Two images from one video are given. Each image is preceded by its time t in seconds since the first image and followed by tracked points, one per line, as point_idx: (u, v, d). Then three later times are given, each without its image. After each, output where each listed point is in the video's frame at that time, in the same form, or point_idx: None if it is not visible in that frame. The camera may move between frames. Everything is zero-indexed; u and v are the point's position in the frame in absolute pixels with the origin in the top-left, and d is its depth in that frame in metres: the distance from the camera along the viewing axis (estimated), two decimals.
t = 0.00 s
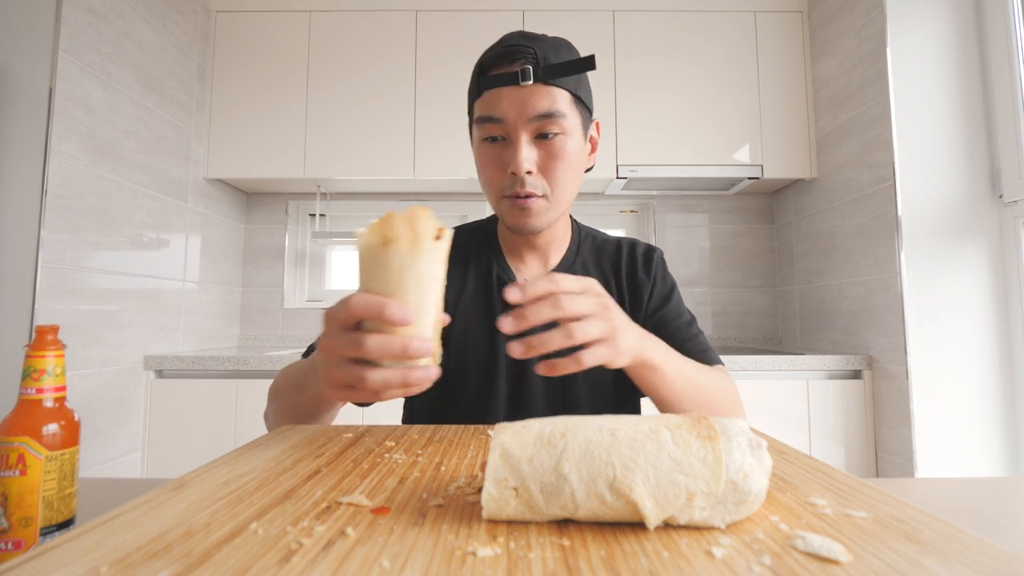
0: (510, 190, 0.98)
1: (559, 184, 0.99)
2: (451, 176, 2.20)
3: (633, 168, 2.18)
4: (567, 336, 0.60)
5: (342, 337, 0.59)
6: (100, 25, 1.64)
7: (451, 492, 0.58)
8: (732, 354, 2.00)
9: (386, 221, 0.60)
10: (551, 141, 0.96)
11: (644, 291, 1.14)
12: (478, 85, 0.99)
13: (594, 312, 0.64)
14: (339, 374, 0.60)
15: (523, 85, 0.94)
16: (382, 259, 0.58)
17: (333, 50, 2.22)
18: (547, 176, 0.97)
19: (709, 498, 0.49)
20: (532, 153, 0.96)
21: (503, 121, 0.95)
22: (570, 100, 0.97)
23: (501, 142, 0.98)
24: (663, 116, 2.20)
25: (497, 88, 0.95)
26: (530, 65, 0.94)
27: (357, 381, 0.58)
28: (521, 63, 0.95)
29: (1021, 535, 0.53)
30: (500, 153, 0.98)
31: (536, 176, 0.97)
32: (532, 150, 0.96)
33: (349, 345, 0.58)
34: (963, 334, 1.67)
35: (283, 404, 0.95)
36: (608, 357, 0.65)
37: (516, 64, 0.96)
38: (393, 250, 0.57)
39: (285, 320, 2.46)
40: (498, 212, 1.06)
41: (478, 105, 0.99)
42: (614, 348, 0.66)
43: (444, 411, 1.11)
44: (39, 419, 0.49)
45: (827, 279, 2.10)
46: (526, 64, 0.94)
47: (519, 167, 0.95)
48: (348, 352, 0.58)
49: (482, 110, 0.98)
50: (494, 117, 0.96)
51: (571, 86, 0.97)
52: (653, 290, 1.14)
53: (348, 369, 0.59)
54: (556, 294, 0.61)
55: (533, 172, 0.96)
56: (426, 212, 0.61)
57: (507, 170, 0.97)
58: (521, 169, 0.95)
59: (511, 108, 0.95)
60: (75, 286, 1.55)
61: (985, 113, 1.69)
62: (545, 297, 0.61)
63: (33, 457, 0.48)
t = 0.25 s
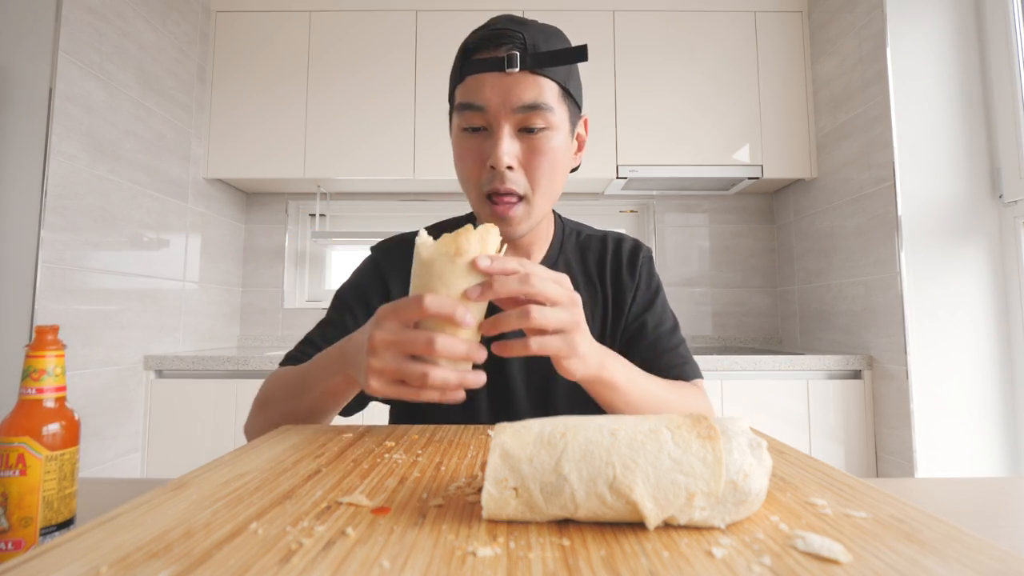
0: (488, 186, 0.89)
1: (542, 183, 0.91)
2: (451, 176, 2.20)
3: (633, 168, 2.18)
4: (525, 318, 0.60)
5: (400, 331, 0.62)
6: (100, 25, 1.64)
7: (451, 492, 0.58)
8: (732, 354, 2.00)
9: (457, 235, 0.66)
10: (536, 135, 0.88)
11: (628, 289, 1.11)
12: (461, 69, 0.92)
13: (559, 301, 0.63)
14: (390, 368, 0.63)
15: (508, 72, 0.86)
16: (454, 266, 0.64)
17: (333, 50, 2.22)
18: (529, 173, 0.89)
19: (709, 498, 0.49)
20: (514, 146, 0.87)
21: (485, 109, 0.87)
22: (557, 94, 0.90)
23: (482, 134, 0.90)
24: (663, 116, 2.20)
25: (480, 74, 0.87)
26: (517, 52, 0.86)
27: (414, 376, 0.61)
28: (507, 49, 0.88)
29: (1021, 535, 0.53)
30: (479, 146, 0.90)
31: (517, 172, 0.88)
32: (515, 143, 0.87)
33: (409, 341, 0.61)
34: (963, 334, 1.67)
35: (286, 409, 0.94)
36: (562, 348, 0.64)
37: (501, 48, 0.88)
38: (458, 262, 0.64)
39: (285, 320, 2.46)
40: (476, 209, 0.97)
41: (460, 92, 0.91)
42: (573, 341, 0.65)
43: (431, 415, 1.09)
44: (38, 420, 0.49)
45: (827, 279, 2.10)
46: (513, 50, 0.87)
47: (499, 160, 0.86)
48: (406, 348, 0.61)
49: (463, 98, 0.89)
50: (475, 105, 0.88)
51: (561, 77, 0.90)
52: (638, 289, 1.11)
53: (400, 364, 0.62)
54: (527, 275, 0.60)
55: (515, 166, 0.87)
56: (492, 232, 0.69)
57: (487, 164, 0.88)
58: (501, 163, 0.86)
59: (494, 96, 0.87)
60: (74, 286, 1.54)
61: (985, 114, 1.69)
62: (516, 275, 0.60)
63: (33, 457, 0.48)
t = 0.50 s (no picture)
0: (478, 172, 0.84)
1: (535, 183, 0.86)
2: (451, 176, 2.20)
3: (632, 168, 2.17)
4: (515, 275, 0.63)
5: (430, 288, 0.62)
6: (100, 25, 1.64)
7: (451, 492, 0.58)
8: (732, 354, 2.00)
9: (468, 201, 0.72)
10: (538, 130, 0.83)
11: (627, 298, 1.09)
12: (472, 39, 0.88)
13: (552, 265, 0.66)
14: (421, 324, 0.62)
15: (521, 53, 0.82)
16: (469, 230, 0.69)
17: (333, 50, 2.22)
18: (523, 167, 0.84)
19: (709, 498, 0.49)
20: (512, 135, 0.83)
21: (489, 87, 0.83)
22: (569, 92, 0.86)
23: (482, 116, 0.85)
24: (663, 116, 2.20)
25: (493, 48, 0.84)
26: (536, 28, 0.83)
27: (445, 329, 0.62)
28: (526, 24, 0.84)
29: (1021, 535, 0.53)
30: (477, 129, 0.85)
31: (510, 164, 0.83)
32: (514, 131, 0.83)
33: (442, 297, 0.62)
34: (964, 334, 1.67)
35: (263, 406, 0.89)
36: (551, 308, 0.67)
37: (521, 24, 0.85)
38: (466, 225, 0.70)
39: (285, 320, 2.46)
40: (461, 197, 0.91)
41: (467, 67, 0.88)
42: (560, 301, 0.67)
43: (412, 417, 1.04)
44: (37, 419, 0.49)
45: (827, 279, 2.11)
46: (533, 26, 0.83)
47: (494, 144, 0.81)
48: (436, 303, 0.62)
49: (470, 74, 0.85)
50: (481, 83, 0.83)
51: (578, 67, 0.87)
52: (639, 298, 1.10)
53: (430, 318, 0.62)
54: (528, 235, 0.63)
55: (509, 157, 0.82)
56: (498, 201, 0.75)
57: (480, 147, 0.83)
58: (496, 147, 0.81)
59: (500, 75, 0.83)
60: (74, 286, 1.54)
61: (985, 114, 1.69)
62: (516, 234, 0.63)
63: (33, 457, 0.48)
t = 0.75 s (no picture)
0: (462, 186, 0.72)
1: (529, 204, 0.73)
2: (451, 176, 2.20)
3: (633, 168, 2.17)
4: (510, 267, 0.65)
5: (417, 259, 0.62)
6: (100, 25, 1.64)
7: (451, 492, 0.59)
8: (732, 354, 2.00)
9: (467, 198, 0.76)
10: (539, 142, 0.70)
11: (640, 301, 1.09)
12: (484, 28, 0.76)
13: (551, 271, 0.68)
14: (400, 294, 0.61)
15: (532, 50, 0.69)
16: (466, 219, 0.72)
17: (333, 50, 2.22)
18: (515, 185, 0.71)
19: (709, 498, 0.49)
20: (506, 146, 0.69)
21: (485, 85, 0.70)
22: (586, 100, 0.72)
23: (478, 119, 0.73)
24: (663, 116, 2.20)
25: (500, 41, 0.72)
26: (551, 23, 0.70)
27: (425, 303, 0.60)
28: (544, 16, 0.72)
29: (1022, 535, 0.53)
30: (471, 132, 0.73)
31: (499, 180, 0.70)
32: (506, 141, 0.69)
33: (427, 268, 0.61)
34: (964, 334, 1.67)
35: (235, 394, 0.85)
36: (539, 314, 0.67)
37: (540, 15, 0.73)
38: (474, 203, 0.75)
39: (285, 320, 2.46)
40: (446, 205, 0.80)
41: (470, 59, 0.75)
42: (551, 309, 0.68)
43: (401, 412, 1.04)
44: (37, 419, 0.49)
45: (827, 279, 2.11)
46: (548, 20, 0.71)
47: (480, 155, 0.67)
48: (421, 272, 0.62)
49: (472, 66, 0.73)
50: (479, 81, 0.71)
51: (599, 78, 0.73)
52: (652, 301, 1.09)
53: (410, 290, 0.62)
54: (525, 231, 0.66)
55: (498, 172, 0.69)
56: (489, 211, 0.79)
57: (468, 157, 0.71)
58: (482, 159, 0.67)
59: (499, 73, 0.69)
60: (74, 286, 1.54)
61: (985, 113, 1.69)
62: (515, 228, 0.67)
63: (33, 457, 0.48)
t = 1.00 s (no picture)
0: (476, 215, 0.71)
1: (541, 240, 0.72)
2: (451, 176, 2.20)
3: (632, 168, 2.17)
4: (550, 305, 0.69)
5: (446, 276, 0.63)
6: (100, 25, 1.64)
7: (451, 492, 0.59)
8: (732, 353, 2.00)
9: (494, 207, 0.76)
10: (560, 187, 0.66)
11: (650, 308, 1.08)
12: (517, 42, 0.68)
13: (591, 310, 0.71)
14: (428, 315, 0.61)
15: (565, 89, 0.63)
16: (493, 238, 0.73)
17: (333, 50, 2.22)
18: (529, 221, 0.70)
19: (709, 498, 0.49)
20: (523, 187, 0.66)
21: (509, 119, 0.65)
22: (619, 145, 0.67)
23: (499, 147, 0.69)
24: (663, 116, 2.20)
25: (531, 70, 0.65)
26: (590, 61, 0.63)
27: (455, 326, 0.61)
28: (581, 48, 0.65)
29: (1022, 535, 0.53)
30: (491, 158, 0.70)
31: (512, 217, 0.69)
32: (525, 182, 0.66)
33: (457, 289, 0.62)
34: (964, 334, 1.67)
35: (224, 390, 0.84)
36: (566, 347, 0.72)
37: (577, 46, 0.66)
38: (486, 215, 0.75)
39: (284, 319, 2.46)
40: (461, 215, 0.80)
41: (498, 77, 0.69)
42: (578, 346, 0.73)
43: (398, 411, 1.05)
44: (37, 420, 0.49)
45: (827, 279, 2.11)
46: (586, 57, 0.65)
47: (494, 197, 0.65)
48: (452, 293, 0.62)
49: (500, 87, 0.67)
50: (503, 111, 0.66)
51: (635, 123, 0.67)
52: (662, 308, 1.09)
53: (440, 312, 0.61)
54: (566, 271, 0.69)
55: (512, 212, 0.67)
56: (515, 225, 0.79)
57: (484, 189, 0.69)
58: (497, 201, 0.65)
59: (525, 110, 0.64)
60: (74, 286, 1.54)
61: (985, 113, 1.69)
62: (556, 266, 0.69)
63: (33, 457, 0.48)
